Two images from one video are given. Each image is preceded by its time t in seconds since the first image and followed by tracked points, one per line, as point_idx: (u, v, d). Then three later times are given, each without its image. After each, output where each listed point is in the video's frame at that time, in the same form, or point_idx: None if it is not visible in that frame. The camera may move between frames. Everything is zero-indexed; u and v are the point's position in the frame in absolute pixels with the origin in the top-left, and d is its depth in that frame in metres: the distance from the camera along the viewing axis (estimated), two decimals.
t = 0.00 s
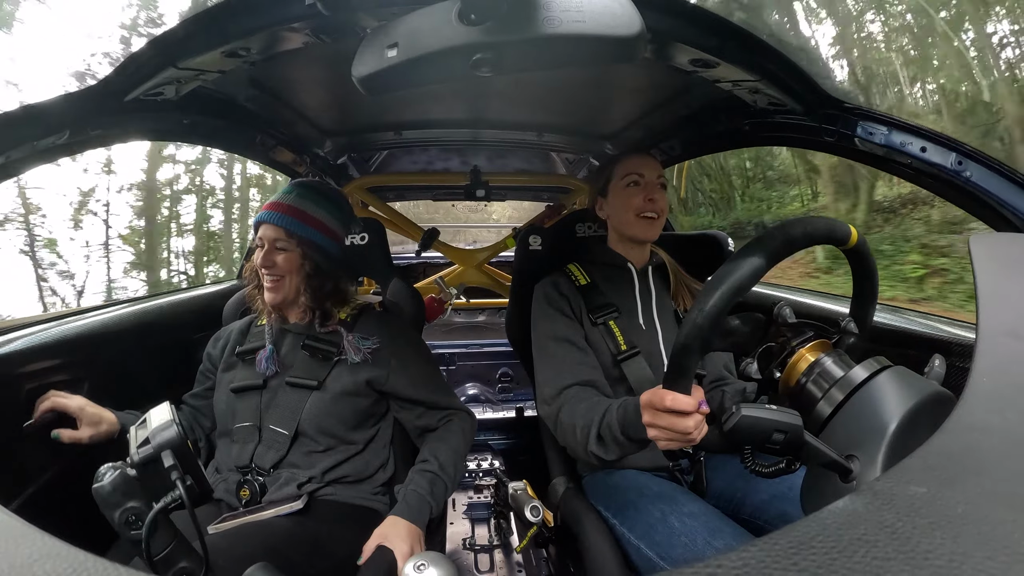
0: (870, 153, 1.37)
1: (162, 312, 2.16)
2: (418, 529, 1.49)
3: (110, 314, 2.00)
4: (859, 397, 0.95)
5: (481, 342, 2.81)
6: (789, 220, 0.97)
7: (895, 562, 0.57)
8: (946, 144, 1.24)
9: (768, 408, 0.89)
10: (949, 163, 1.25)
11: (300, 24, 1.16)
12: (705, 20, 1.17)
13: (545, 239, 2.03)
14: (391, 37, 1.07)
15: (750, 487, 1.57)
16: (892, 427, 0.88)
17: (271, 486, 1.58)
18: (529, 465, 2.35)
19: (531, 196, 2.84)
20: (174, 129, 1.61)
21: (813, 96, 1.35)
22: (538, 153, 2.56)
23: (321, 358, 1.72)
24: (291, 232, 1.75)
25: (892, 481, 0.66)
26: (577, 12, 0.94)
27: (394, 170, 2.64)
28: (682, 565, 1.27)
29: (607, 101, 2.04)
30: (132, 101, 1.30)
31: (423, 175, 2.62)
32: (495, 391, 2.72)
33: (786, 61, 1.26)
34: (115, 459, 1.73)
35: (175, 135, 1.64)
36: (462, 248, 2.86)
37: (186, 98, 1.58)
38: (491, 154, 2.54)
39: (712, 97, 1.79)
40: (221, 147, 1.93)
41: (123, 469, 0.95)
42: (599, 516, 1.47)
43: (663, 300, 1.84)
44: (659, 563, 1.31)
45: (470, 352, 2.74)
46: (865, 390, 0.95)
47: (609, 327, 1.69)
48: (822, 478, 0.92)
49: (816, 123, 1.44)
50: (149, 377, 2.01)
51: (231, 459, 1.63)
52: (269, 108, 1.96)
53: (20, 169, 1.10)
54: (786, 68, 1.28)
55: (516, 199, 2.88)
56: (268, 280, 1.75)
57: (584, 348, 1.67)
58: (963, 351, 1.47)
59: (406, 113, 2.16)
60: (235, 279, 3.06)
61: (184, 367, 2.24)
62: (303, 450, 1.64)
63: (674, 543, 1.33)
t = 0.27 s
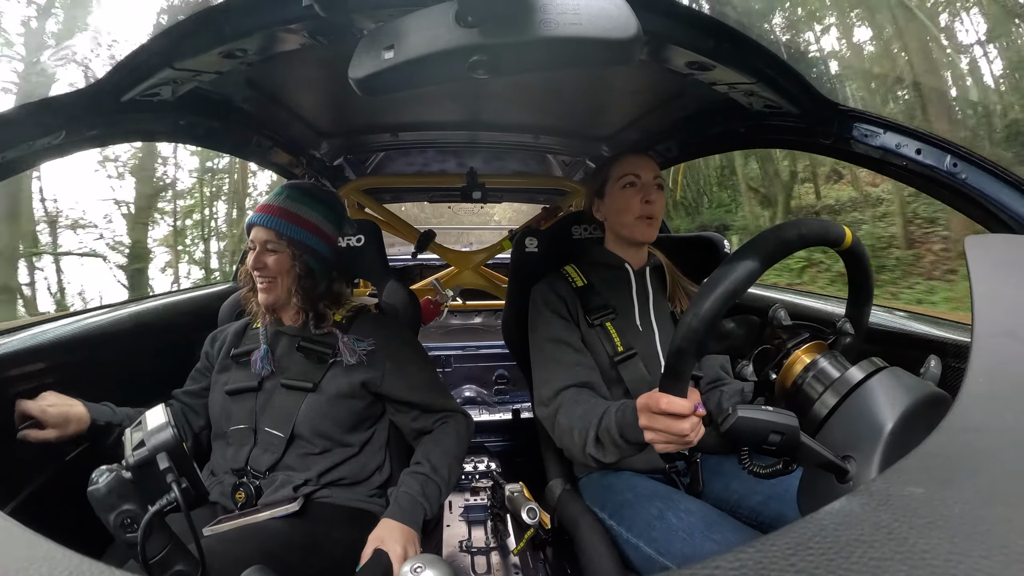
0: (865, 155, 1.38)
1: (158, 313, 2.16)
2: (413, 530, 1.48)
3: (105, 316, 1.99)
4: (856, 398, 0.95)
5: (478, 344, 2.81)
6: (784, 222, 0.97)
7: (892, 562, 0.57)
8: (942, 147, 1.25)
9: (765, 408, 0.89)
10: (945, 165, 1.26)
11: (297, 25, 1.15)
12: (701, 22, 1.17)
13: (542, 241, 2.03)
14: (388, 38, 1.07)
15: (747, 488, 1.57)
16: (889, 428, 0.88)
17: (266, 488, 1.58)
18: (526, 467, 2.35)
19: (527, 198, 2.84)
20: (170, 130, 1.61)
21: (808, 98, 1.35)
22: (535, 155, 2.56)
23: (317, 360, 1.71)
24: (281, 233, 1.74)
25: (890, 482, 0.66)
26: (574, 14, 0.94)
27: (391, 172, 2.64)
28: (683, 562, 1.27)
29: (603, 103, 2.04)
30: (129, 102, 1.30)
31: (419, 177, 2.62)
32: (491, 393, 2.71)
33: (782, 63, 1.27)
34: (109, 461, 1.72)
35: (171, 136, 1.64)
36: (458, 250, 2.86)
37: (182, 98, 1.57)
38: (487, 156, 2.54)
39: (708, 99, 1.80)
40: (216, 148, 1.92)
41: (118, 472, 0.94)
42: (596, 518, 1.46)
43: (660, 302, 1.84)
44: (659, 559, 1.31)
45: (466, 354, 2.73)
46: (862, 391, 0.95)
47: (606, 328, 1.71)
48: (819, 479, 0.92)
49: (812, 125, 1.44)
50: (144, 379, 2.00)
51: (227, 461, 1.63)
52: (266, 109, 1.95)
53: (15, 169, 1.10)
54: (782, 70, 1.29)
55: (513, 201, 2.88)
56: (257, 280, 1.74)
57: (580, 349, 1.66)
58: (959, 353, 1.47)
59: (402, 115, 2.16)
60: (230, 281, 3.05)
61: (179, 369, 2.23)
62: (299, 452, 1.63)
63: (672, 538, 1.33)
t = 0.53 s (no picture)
0: (861, 158, 1.39)
1: (153, 313, 2.15)
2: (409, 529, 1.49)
3: (98, 315, 1.98)
4: (851, 400, 0.96)
5: (473, 345, 2.81)
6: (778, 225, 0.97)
7: (887, 563, 0.58)
8: (938, 151, 1.26)
9: (759, 411, 0.89)
10: (940, 168, 1.27)
11: (295, 24, 1.15)
12: (698, 25, 1.18)
13: (538, 242, 2.04)
14: (385, 38, 1.07)
15: (742, 490, 1.58)
16: (883, 430, 0.88)
17: (261, 489, 1.57)
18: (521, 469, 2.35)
19: (523, 199, 2.84)
20: (165, 128, 1.60)
21: (804, 101, 1.36)
22: (531, 156, 2.56)
23: (312, 360, 1.71)
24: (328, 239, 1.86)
25: (884, 483, 0.67)
26: (572, 16, 0.94)
27: (387, 173, 2.63)
28: (687, 556, 1.27)
29: (600, 105, 2.05)
30: (124, 99, 1.29)
31: (416, 177, 2.62)
32: (487, 395, 2.71)
33: (779, 66, 1.27)
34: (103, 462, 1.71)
35: (166, 135, 1.63)
36: (454, 251, 2.86)
37: (178, 97, 1.57)
38: (483, 157, 2.54)
39: (704, 102, 1.80)
40: (211, 147, 1.92)
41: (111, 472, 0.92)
42: (593, 518, 1.46)
43: (656, 304, 1.85)
44: (660, 555, 1.31)
45: (462, 356, 2.73)
46: (856, 393, 0.96)
47: (601, 329, 1.71)
48: (815, 480, 0.92)
49: (808, 128, 1.45)
50: (137, 379, 1.99)
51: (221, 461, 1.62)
52: (262, 109, 1.95)
53: (10, 166, 1.09)
54: (779, 73, 1.29)
55: (509, 202, 2.88)
56: (302, 284, 1.80)
57: (576, 351, 1.66)
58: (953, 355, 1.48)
59: (399, 116, 2.16)
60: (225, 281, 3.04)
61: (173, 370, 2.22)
62: (294, 453, 1.63)
63: (674, 533, 1.33)
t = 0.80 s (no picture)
0: (859, 161, 1.40)
1: (150, 315, 2.14)
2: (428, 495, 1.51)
3: (92, 317, 1.97)
4: (848, 402, 0.96)
5: (470, 348, 2.80)
6: (774, 228, 0.98)
7: (884, 563, 0.58)
8: (935, 153, 1.26)
9: (756, 413, 0.90)
10: (936, 170, 1.28)
11: (293, 26, 1.15)
12: (695, 28, 1.19)
13: (535, 245, 2.04)
14: (384, 40, 1.07)
15: (738, 492, 1.58)
16: (880, 430, 0.88)
17: (258, 492, 1.56)
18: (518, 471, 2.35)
19: (520, 201, 2.84)
20: (162, 129, 1.60)
21: (800, 104, 1.36)
22: (528, 159, 2.56)
23: (310, 362, 1.71)
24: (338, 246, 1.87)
25: (881, 484, 0.67)
26: (569, 20, 0.95)
27: (384, 175, 2.64)
28: (684, 559, 1.27)
29: (597, 108, 2.05)
30: (121, 100, 1.29)
31: (413, 179, 2.62)
32: (484, 397, 2.71)
33: (775, 69, 1.28)
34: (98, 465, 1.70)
35: (162, 136, 1.62)
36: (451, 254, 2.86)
37: (175, 99, 1.57)
38: (481, 159, 2.54)
39: (701, 105, 1.81)
40: (209, 149, 1.91)
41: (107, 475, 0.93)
42: (591, 521, 1.46)
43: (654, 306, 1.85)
44: (658, 557, 1.31)
45: (459, 358, 2.73)
46: (853, 394, 0.96)
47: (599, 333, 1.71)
48: (813, 482, 0.92)
49: (804, 131, 1.46)
50: (133, 382, 1.98)
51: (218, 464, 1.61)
52: (259, 110, 1.95)
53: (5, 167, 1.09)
54: (775, 77, 1.30)
55: (506, 204, 2.88)
56: (321, 296, 1.79)
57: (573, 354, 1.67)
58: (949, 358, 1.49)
59: (397, 118, 2.16)
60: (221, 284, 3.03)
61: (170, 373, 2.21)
62: (291, 456, 1.62)
63: (673, 534, 1.33)
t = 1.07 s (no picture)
0: (860, 158, 1.39)
1: (152, 318, 2.14)
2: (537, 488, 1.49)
3: (98, 320, 1.98)
4: (851, 400, 0.96)
5: (472, 348, 2.81)
6: (778, 225, 0.98)
7: (890, 562, 0.57)
8: (936, 149, 1.27)
9: (759, 411, 0.89)
10: (938, 167, 1.28)
11: (292, 28, 1.15)
12: (695, 26, 1.18)
13: (537, 245, 2.04)
14: (384, 42, 1.07)
15: (742, 491, 1.58)
16: (884, 428, 0.88)
17: (262, 494, 1.56)
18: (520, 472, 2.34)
19: (522, 201, 2.85)
20: (164, 133, 1.60)
21: (802, 102, 1.36)
22: (529, 159, 2.56)
23: (315, 364, 1.71)
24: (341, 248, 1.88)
25: (885, 482, 0.67)
26: (569, 19, 0.95)
27: (385, 176, 2.64)
28: (686, 559, 1.27)
29: (597, 107, 2.05)
30: (123, 104, 1.29)
31: (414, 180, 2.62)
32: (487, 397, 2.71)
33: (776, 67, 1.28)
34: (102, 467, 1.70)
35: (164, 139, 1.62)
36: (453, 254, 2.86)
37: (176, 101, 1.57)
38: (482, 160, 2.54)
39: (702, 104, 1.81)
40: (210, 152, 1.92)
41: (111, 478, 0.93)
42: (595, 521, 1.46)
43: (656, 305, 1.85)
44: (660, 558, 1.31)
45: (462, 359, 2.73)
46: (857, 392, 0.96)
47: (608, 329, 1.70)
48: (818, 480, 0.92)
49: (806, 129, 1.45)
50: (136, 384, 1.98)
51: (222, 466, 1.61)
52: (260, 113, 1.96)
53: (7, 171, 1.09)
54: (776, 75, 1.30)
55: (507, 204, 2.88)
56: (323, 298, 1.80)
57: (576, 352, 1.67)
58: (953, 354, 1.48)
59: (397, 119, 2.16)
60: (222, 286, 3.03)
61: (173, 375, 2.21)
62: (295, 457, 1.62)
63: (674, 535, 1.33)
